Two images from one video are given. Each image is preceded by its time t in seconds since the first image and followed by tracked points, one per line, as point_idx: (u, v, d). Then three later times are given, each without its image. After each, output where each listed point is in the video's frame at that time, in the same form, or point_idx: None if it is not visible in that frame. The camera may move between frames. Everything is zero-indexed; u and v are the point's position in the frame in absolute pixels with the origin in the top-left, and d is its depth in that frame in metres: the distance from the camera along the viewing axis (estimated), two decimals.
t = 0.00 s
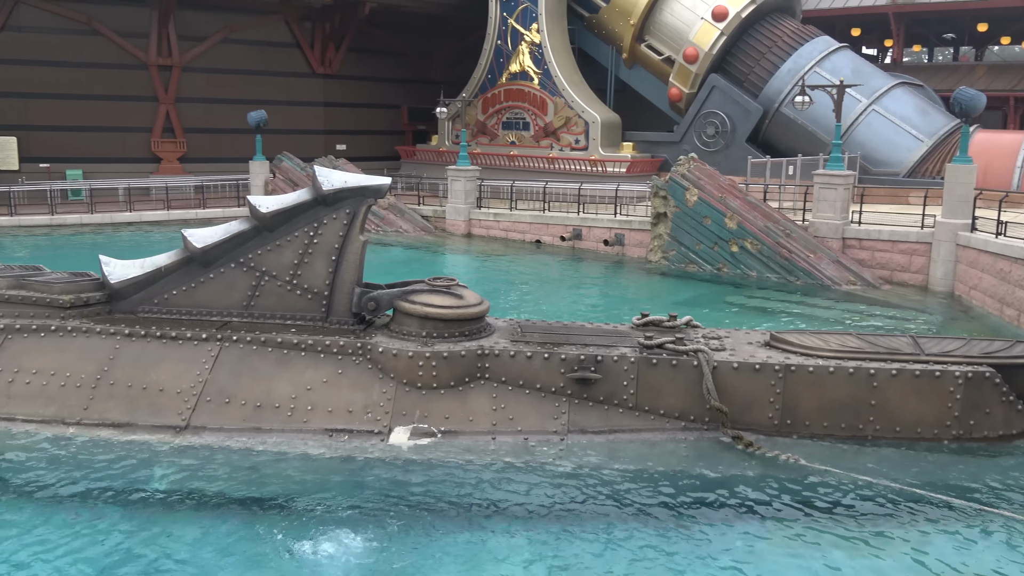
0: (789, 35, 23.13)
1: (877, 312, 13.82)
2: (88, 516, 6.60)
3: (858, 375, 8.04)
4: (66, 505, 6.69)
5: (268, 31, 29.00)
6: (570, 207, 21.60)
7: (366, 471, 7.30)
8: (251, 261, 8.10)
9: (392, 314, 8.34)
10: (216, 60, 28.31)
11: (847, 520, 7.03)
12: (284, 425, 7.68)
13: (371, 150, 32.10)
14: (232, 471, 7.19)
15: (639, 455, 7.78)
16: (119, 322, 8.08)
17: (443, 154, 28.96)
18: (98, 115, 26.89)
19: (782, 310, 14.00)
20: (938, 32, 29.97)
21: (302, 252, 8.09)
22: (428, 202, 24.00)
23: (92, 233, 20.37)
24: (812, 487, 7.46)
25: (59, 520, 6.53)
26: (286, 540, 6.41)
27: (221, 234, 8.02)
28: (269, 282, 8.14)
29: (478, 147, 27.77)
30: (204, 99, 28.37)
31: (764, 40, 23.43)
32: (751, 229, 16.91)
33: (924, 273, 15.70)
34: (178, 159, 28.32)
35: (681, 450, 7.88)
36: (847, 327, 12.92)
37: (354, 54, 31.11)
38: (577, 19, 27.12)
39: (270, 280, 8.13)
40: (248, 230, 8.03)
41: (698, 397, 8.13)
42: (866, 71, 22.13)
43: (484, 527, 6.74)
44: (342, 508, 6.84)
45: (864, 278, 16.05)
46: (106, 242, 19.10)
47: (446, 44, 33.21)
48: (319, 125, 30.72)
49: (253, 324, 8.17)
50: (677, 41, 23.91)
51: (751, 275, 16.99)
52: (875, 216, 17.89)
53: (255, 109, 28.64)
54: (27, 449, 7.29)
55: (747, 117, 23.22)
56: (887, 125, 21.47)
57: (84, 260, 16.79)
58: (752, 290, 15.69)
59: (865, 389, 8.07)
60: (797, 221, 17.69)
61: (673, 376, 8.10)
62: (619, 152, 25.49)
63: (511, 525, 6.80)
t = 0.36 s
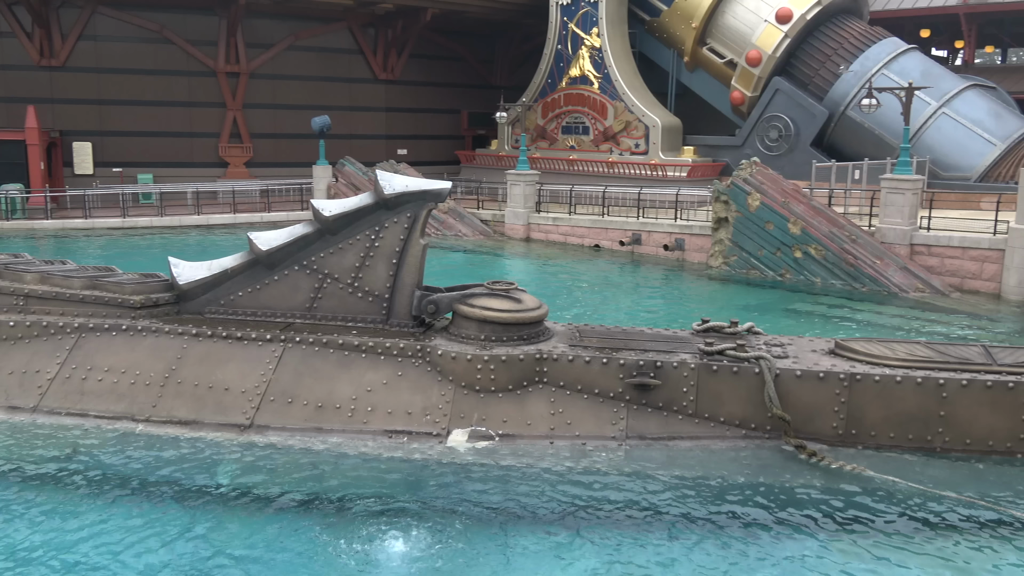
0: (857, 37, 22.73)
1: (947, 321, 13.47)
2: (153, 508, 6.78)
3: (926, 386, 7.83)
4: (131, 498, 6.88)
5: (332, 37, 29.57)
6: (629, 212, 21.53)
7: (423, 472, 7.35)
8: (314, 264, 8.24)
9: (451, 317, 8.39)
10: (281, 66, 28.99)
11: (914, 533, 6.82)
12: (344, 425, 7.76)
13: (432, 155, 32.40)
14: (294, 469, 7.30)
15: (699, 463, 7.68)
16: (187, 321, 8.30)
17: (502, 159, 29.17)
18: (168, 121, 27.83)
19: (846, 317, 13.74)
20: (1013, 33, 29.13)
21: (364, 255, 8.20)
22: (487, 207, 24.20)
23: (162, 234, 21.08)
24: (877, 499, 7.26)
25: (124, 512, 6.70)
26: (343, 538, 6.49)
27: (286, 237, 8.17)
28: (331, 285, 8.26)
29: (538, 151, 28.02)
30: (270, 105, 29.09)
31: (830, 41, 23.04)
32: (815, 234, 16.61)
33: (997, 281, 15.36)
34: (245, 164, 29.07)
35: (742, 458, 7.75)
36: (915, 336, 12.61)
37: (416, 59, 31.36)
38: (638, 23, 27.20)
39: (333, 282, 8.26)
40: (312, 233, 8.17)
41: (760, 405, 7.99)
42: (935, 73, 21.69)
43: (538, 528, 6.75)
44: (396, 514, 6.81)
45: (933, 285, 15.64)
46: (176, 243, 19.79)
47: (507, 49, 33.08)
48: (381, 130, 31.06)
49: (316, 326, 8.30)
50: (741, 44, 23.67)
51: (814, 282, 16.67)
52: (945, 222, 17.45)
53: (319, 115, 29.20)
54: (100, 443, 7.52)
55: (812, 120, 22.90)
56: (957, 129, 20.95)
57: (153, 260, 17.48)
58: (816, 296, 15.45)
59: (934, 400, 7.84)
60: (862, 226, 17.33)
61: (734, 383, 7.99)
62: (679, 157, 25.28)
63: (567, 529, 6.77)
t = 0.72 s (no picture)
0: (925, 37, 22.33)
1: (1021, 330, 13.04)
2: (197, 504, 6.87)
3: (996, 397, 7.56)
4: (190, 492, 7.02)
5: (393, 40, 29.79)
6: (689, 215, 21.34)
7: (478, 473, 7.36)
8: (373, 265, 8.33)
9: (507, 319, 8.41)
10: (342, 69, 29.37)
11: (983, 550, 6.57)
12: (400, 425, 7.81)
13: (491, 158, 32.58)
14: (351, 468, 7.36)
15: (757, 471, 7.54)
16: (250, 320, 8.48)
17: (560, 161, 29.18)
18: (235, 124, 28.58)
19: (913, 325, 13.42)
20: None
21: (422, 256, 8.25)
22: (545, 209, 24.24)
23: (228, 233, 21.66)
24: (944, 513, 7.01)
25: (180, 505, 6.84)
26: (397, 537, 6.50)
27: (346, 237, 8.29)
28: (390, 286, 8.34)
29: (596, 154, 28.01)
30: (333, 108, 29.53)
31: (897, 42, 22.62)
32: (880, 240, 16.32)
33: None
34: (308, 166, 29.60)
35: (802, 468, 7.59)
36: (987, 346, 12.25)
37: (476, 63, 31.52)
38: (699, 25, 27.07)
39: (391, 283, 8.34)
40: (371, 234, 8.26)
41: (820, 413, 7.82)
42: (1008, 75, 21.17)
43: (588, 532, 6.69)
44: (449, 513, 6.84)
45: (1004, 293, 15.17)
46: (239, 243, 20.23)
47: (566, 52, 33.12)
48: (440, 133, 31.31)
49: (374, 326, 8.39)
50: (804, 45, 23.34)
51: (879, 289, 16.40)
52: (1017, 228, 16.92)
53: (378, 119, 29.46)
54: (165, 436, 7.70)
55: (878, 123, 22.50)
56: None
57: (217, 259, 17.84)
58: (879, 303, 15.12)
59: (1004, 412, 7.56)
60: (929, 233, 16.90)
61: (795, 391, 7.84)
62: (739, 160, 24.99)
63: (621, 535, 6.68)
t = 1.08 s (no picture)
0: (1011, 34, 21.53)
1: None
2: (268, 501, 6.99)
3: None
4: (261, 488, 7.16)
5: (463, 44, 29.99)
6: (760, 218, 20.97)
7: (545, 475, 7.35)
8: (442, 266, 8.41)
9: (575, 322, 8.39)
10: (412, 73, 29.69)
11: None
12: (468, 425, 7.84)
13: (560, 160, 32.70)
14: (419, 467, 7.42)
15: (830, 480, 7.34)
16: (322, 319, 8.67)
17: (629, 163, 29.04)
18: (308, 127, 29.22)
19: (1000, 333, 12.93)
20: None
21: (490, 258, 8.29)
22: (613, 211, 24.17)
23: (299, 235, 22.14)
24: None
25: (251, 501, 6.99)
26: (463, 538, 6.51)
27: (416, 239, 8.39)
28: (458, 287, 8.41)
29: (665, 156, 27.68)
30: (402, 111, 29.90)
31: (981, 40, 21.82)
32: (961, 244, 15.76)
33: None
34: (378, 168, 30.05)
35: (878, 478, 7.35)
36: None
37: (544, 65, 31.58)
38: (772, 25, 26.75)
39: (460, 284, 8.40)
40: (441, 236, 8.35)
41: (897, 422, 7.57)
42: None
43: (653, 537, 6.63)
44: (516, 514, 6.84)
45: None
46: (310, 243, 20.67)
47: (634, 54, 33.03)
48: (508, 135, 31.46)
49: (442, 326, 8.47)
50: (882, 44, 22.84)
51: (959, 294, 15.84)
52: None
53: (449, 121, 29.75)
54: (240, 432, 7.89)
55: (959, 123, 21.78)
56: None
57: (291, 259, 18.27)
58: (959, 310, 14.64)
59: None
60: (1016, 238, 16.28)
61: (870, 398, 7.62)
62: (813, 162, 24.60)
63: (687, 542, 6.59)
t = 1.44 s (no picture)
0: None
1: None
2: (338, 500, 7.08)
3: None
4: (331, 486, 7.27)
5: (527, 46, 30.03)
6: (830, 218, 20.53)
7: (610, 477, 7.31)
8: (507, 267, 8.45)
9: (640, 324, 8.34)
10: (477, 75, 29.90)
11: None
12: (532, 427, 7.83)
13: (625, 160, 32.54)
14: (483, 468, 7.45)
15: (904, 488, 7.12)
16: (388, 319, 8.81)
17: (693, 163, 28.94)
18: (374, 131, 29.69)
19: None
20: None
21: (555, 259, 8.29)
22: (678, 212, 23.99)
23: (365, 237, 22.50)
24: None
25: (319, 499, 7.09)
26: (532, 540, 6.51)
27: (480, 240, 8.45)
28: (523, 288, 8.43)
29: (732, 156, 27.35)
30: (467, 113, 30.13)
31: None
32: None
33: None
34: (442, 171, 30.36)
35: (955, 486, 7.09)
36: None
37: (609, 66, 31.39)
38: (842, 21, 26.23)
39: (524, 285, 8.42)
40: (506, 237, 8.39)
41: (976, 429, 7.30)
42: None
43: (722, 545, 6.50)
44: (583, 517, 6.81)
45: None
46: (378, 244, 21.01)
47: (700, 53, 32.71)
48: (573, 137, 31.39)
49: (506, 327, 8.50)
50: (959, 39, 22.18)
51: None
52: None
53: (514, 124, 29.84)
54: (309, 431, 8.04)
55: None
56: None
57: (358, 260, 18.60)
58: None
59: None
60: None
61: (947, 404, 7.37)
62: (886, 161, 24.00)
63: (755, 548, 6.48)
